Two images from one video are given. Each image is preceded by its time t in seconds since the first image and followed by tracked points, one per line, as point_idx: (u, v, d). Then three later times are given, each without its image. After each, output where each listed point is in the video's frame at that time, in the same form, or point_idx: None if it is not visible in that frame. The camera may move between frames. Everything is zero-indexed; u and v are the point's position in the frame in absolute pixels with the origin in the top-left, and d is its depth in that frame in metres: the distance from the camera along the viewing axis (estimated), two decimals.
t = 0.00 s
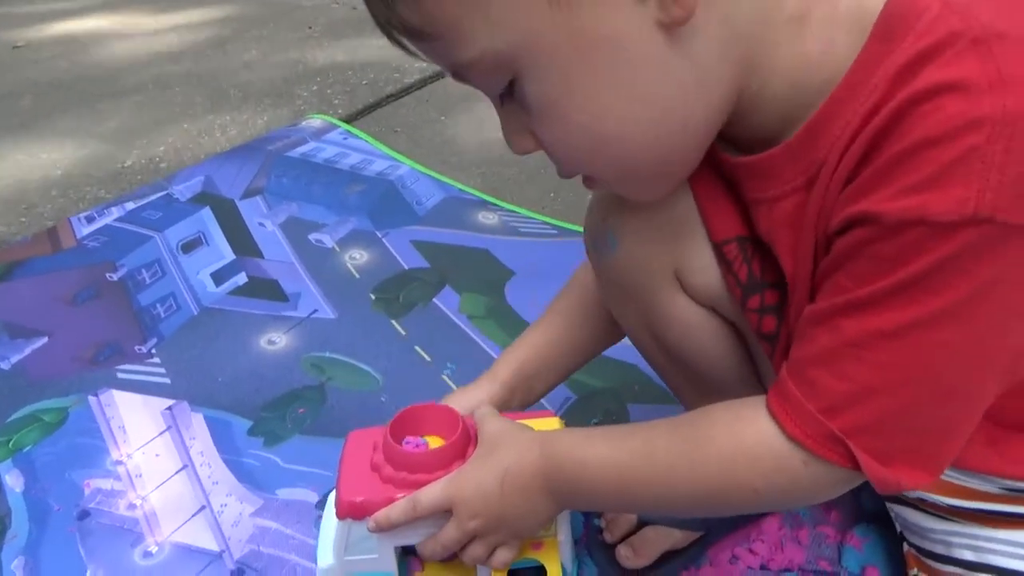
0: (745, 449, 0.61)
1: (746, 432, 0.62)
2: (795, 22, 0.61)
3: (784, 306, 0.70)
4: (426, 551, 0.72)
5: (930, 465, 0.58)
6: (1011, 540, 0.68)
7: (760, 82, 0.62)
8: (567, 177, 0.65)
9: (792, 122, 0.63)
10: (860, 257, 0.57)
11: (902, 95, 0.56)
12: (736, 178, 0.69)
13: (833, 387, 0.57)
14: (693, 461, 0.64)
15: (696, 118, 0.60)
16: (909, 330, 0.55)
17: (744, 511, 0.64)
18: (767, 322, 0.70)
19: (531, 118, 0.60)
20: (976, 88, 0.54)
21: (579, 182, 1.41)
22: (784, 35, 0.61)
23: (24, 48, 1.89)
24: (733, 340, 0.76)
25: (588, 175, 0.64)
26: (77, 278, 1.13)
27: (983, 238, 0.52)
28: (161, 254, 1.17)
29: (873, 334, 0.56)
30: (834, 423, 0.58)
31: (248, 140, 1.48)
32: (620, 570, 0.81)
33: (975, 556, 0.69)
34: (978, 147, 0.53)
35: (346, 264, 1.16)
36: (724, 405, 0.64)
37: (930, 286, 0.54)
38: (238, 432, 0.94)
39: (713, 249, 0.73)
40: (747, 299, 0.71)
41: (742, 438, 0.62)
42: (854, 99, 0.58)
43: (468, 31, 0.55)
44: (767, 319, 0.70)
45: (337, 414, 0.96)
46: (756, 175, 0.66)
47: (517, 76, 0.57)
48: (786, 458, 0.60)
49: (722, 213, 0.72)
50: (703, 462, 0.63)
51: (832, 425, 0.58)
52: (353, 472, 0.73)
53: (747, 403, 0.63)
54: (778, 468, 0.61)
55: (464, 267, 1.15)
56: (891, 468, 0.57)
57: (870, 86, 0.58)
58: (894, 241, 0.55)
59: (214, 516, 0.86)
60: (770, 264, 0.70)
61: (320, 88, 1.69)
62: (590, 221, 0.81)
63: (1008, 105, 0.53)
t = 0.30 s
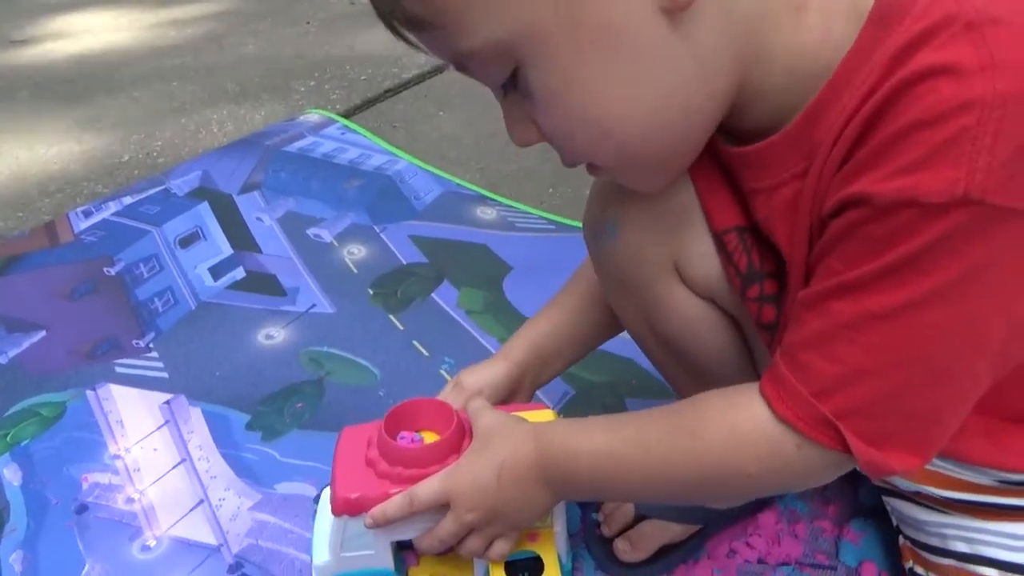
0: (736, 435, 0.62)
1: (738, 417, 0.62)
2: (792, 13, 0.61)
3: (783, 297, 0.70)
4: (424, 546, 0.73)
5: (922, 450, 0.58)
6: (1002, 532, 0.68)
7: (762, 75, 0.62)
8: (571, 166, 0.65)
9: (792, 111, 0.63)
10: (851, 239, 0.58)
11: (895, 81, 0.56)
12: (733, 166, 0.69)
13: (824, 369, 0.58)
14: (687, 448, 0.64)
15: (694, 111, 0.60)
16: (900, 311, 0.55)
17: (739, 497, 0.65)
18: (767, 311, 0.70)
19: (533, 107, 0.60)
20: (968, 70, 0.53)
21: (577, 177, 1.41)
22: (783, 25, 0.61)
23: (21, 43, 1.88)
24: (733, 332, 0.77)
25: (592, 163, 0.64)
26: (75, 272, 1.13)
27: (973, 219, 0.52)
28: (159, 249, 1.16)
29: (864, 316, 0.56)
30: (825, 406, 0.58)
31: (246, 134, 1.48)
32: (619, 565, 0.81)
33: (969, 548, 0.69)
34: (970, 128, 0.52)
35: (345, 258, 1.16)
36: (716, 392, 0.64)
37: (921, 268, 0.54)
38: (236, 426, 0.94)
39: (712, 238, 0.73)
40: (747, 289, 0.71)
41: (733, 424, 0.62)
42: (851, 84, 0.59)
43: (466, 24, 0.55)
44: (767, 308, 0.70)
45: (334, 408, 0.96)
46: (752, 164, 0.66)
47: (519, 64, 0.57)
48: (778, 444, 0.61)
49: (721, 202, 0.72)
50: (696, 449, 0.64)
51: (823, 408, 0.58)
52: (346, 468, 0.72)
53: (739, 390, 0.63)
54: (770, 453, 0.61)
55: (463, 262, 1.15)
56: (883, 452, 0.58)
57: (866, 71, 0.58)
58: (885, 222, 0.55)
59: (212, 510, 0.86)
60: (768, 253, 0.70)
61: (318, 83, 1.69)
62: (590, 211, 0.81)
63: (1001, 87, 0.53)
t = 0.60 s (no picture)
0: (738, 418, 0.62)
1: (739, 403, 0.62)
2: None
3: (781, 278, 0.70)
4: (422, 526, 0.73)
5: (922, 433, 0.58)
6: (996, 513, 0.68)
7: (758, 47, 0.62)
8: (568, 141, 0.64)
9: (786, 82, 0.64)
10: (848, 222, 0.57)
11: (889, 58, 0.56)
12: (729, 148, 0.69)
13: (823, 352, 0.58)
14: (687, 431, 0.64)
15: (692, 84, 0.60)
16: (897, 293, 0.55)
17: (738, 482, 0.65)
18: (765, 291, 0.71)
19: (530, 80, 0.59)
20: (959, 47, 0.53)
21: (577, 163, 1.41)
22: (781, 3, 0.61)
23: (18, 27, 1.87)
24: (732, 314, 0.77)
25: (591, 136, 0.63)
26: (73, 256, 1.13)
27: (968, 197, 0.52)
28: (158, 233, 1.16)
29: (862, 298, 0.56)
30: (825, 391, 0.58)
31: (245, 119, 1.47)
32: (618, 547, 0.81)
33: (963, 530, 0.69)
34: (962, 105, 0.52)
35: (344, 244, 1.16)
36: (717, 377, 0.64)
37: (918, 248, 0.54)
38: (236, 409, 0.94)
39: (711, 219, 0.73)
40: (745, 269, 0.71)
41: (734, 408, 0.62)
42: (845, 64, 0.59)
43: None
44: (764, 288, 0.71)
45: (333, 391, 0.96)
46: (748, 145, 0.66)
47: (515, 35, 0.57)
48: (779, 429, 0.61)
49: (718, 183, 0.71)
50: (696, 432, 0.63)
51: (822, 392, 0.58)
52: (346, 449, 0.73)
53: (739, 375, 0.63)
54: (770, 438, 0.61)
55: (462, 247, 1.15)
56: (883, 435, 0.58)
57: (859, 50, 0.58)
58: (880, 202, 0.55)
59: (211, 492, 0.86)
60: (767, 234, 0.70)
61: (318, 69, 1.68)
62: (590, 194, 0.81)
63: (993, 62, 0.52)
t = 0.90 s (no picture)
0: (723, 383, 0.62)
1: (726, 367, 0.62)
2: None
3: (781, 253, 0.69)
4: (423, 501, 0.74)
5: (908, 395, 0.57)
6: (995, 489, 0.68)
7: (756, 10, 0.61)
8: (565, 108, 0.64)
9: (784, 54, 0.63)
10: (839, 179, 0.57)
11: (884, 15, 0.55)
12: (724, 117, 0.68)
13: (808, 312, 0.57)
14: (676, 397, 0.64)
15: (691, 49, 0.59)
16: (885, 253, 0.54)
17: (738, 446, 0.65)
18: (765, 268, 0.70)
19: (525, 43, 0.59)
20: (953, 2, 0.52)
21: (579, 138, 1.40)
22: None
23: None
24: (731, 291, 0.76)
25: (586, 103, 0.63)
26: (73, 231, 1.13)
27: (957, 153, 0.52)
28: (158, 209, 1.16)
29: (850, 257, 0.56)
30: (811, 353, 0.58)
31: (244, 94, 1.46)
32: (620, 522, 0.81)
33: (961, 505, 0.70)
34: (953, 59, 0.52)
35: (345, 219, 1.15)
36: (706, 343, 0.64)
37: (906, 206, 0.54)
38: (238, 385, 0.94)
39: (710, 197, 0.72)
40: (745, 247, 0.70)
41: (723, 372, 0.62)
42: (839, 26, 0.58)
43: None
44: (765, 266, 0.70)
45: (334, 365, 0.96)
46: (743, 120, 0.65)
47: None
48: (766, 390, 0.61)
49: (715, 158, 0.70)
50: (687, 400, 0.63)
51: (806, 351, 0.58)
52: (343, 429, 0.73)
53: (727, 339, 0.63)
54: (757, 403, 0.61)
55: (464, 223, 1.14)
56: (868, 399, 0.58)
57: (853, 10, 0.57)
58: (869, 157, 0.55)
59: (215, 467, 0.86)
60: (766, 210, 0.70)
61: (317, 42, 1.66)
62: (588, 171, 0.81)
63: (986, 17, 0.52)
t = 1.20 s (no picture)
0: (731, 375, 0.61)
1: (730, 356, 0.61)
2: None
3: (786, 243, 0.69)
4: (428, 494, 0.74)
5: (911, 388, 0.57)
6: (1000, 481, 0.68)
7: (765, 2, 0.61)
8: (568, 99, 0.64)
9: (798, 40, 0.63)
10: (845, 170, 0.57)
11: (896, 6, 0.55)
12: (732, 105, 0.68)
13: (815, 304, 0.57)
14: (679, 385, 0.64)
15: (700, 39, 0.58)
16: (892, 245, 0.54)
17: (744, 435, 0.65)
18: (770, 259, 0.69)
19: (530, 32, 0.58)
20: None
21: (582, 130, 1.39)
22: None
23: None
24: (734, 281, 0.76)
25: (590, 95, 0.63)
26: (77, 223, 1.13)
27: (966, 147, 0.51)
28: (161, 201, 1.15)
29: (857, 248, 0.55)
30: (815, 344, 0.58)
31: (246, 85, 1.45)
32: (623, 514, 0.81)
33: (965, 497, 0.70)
34: (964, 51, 0.51)
35: (347, 211, 1.15)
36: (709, 333, 0.64)
37: (914, 198, 0.53)
38: (242, 377, 0.94)
39: (715, 187, 0.71)
40: (750, 236, 0.70)
41: (726, 361, 0.62)
42: (853, 12, 0.57)
43: None
44: (769, 256, 0.69)
45: (337, 357, 0.96)
46: (752, 108, 0.65)
47: None
48: (770, 378, 0.60)
49: (719, 145, 0.70)
50: (688, 388, 0.63)
51: (811, 342, 0.58)
52: (347, 421, 0.73)
53: (730, 330, 0.63)
54: (759, 392, 0.61)
55: (467, 214, 1.14)
56: (873, 390, 0.57)
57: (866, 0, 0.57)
58: (878, 150, 0.55)
59: (219, 459, 0.86)
60: (772, 200, 0.69)
61: (319, 33, 1.65)
62: (592, 160, 0.80)
63: (998, 9, 0.51)
